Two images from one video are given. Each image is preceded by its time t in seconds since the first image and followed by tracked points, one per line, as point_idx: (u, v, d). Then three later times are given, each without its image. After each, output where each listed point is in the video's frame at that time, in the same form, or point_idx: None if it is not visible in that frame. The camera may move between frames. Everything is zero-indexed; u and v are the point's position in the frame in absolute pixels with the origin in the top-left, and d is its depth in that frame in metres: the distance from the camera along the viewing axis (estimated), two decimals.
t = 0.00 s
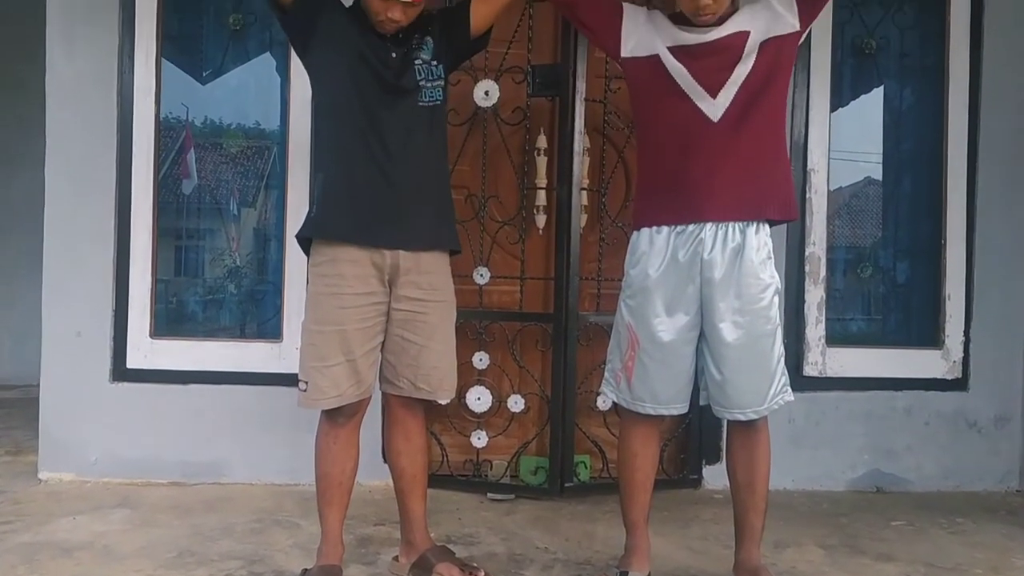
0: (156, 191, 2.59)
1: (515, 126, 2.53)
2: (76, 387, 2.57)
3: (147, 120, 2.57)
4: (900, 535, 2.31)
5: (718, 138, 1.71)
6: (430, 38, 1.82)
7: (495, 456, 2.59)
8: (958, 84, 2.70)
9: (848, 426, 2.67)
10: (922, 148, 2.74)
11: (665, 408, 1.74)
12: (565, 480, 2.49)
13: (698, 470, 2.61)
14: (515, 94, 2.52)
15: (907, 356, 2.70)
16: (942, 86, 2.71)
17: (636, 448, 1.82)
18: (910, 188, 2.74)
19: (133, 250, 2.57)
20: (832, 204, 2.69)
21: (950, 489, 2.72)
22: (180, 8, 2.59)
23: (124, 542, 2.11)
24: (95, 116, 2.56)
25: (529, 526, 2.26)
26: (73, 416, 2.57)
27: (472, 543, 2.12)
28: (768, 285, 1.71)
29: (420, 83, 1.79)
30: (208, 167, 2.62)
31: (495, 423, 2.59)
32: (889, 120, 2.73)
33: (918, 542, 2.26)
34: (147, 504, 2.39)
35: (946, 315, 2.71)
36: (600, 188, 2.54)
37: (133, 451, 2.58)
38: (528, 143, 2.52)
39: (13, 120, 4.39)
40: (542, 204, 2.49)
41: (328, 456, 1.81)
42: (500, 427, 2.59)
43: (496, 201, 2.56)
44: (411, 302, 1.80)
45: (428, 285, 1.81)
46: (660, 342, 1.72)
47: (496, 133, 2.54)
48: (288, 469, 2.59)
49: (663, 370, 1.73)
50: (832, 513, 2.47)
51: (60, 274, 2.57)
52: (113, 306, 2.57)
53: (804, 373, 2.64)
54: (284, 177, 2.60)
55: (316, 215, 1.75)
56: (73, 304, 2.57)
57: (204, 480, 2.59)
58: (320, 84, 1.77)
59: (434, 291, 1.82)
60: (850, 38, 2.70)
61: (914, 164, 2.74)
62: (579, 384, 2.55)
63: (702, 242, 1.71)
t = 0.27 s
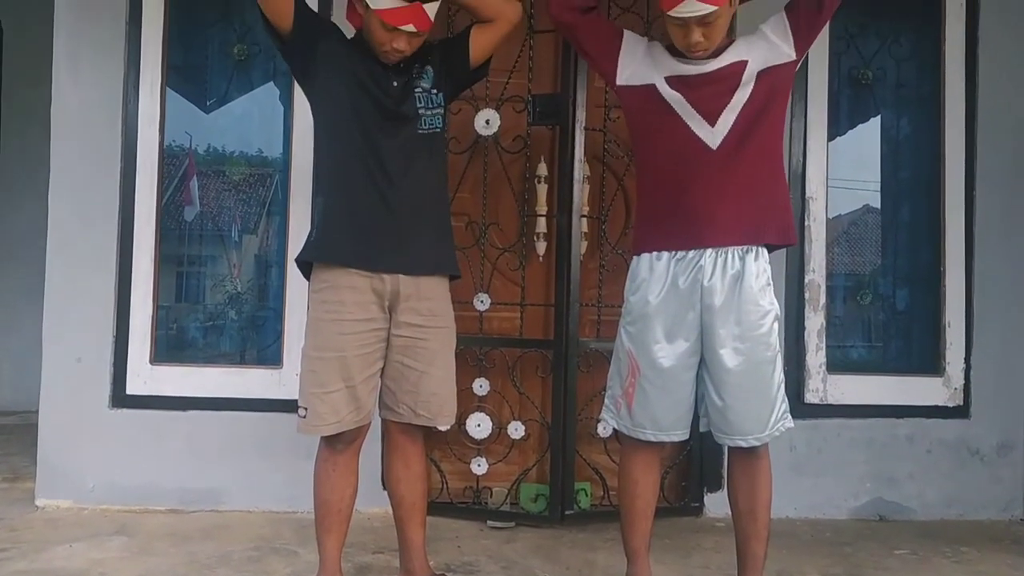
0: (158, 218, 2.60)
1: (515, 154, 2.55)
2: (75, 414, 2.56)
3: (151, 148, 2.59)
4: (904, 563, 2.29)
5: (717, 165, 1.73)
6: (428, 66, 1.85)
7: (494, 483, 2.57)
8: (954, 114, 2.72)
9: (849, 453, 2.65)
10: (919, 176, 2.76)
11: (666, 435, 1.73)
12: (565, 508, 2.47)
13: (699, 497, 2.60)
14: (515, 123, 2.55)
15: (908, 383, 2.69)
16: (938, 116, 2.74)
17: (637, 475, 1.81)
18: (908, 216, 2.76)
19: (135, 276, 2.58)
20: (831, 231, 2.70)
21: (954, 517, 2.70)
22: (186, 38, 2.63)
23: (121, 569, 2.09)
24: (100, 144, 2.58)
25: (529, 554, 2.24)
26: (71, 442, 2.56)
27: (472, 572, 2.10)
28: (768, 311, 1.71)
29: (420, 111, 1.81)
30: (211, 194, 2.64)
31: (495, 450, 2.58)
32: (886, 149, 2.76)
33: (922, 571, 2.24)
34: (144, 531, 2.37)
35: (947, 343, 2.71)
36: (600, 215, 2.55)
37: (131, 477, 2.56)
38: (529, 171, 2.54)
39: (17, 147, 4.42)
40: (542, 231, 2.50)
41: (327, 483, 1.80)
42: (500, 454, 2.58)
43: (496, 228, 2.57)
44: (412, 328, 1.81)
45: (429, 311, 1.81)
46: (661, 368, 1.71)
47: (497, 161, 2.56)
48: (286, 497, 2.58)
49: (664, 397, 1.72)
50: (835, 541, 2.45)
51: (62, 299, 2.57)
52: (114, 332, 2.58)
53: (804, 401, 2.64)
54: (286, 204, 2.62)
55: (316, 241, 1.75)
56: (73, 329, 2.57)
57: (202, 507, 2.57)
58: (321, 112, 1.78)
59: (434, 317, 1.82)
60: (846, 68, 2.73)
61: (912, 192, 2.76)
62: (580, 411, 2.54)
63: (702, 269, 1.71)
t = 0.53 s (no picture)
0: (159, 223, 2.60)
1: (516, 159, 2.55)
2: (76, 419, 2.56)
3: (152, 153, 2.60)
4: (905, 569, 2.29)
5: (715, 170, 1.73)
6: (428, 71, 1.85)
7: (495, 488, 2.57)
8: (954, 119, 2.72)
9: (850, 458, 2.65)
10: (919, 182, 2.76)
11: (666, 439, 1.73)
12: (565, 513, 2.46)
13: (700, 503, 2.59)
14: (516, 127, 2.55)
15: (909, 389, 2.69)
16: (938, 121, 2.74)
17: (637, 480, 1.81)
18: (908, 222, 2.76)
19: (135, 281, 2.58)
20: (832, 236, 2.70)
21: (955, 523, 2.70)
22: (187, 44, 2.64)
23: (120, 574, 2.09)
24: (101, 148, 2.58)
25: (529, 560, 2.24)
26: (71, 447, 2.56)
27: None
28: (767, 316, 1.71)
29: (419, 116, 1.81)
30: (212, 199, 2.64)
31: (496, 455, 2.58)
32: (886, 154, 2.76)
33: None
34: (144, 537, 2.37)
35: (947, 348, 2.70)
36: (600, 220, 2.55)
37: (131, 483, 2.56)
38: (529, 176, 2.54)
39: (19, 151, 4.42)
40: (542, 236, 2.50)
41: (327, 489, 1.80)
42: (500, 459, 2.58)
43: (496, 232, 2.57)
44: (412, 334, 1.81)
45: (429, 316, 1.81)
46: (661, 373, 1.71)
47: (497, 166, 2.56)
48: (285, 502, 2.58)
49: (664, 402, 1.72)
50: (836, 547, 2.44)
51: (63, 304, 2.57)
52: (114, 337, 2.57)
53: (805, 406, 2.63)
54: (287, 209, 2.62)
55: (318, 245, 1.75)
56: (74, 334, 2.57)
57: (201, 513, 2.57)
58: (322, 117, 1.78)
59: (434, 322, 1.82)
60: (846, 74, 2.74)
61: (912, 197, 2.76)
62: (580, 415, 2.54)
63: (702, 274, 1.71)
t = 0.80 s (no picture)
0: (160, 251, 2.61)
1: (516, 187, 2.57)
2: (73, 447, 2.55)
3: (155, 181, 2.61)
4: None
5: (713, 198, 1.74)
6: (427, 100, 1.87)
7: (494, 518, 2.55)
8: (950, 148, 2.75)
9: (852, 488, 2.64)
10: (917, 210, 2.77)
11: (667, 468, 1.72)
12: (565, 543, 2.44)
13: (701, 533, 2.57)
14: (516, 156, 2.57)
15: (909, 418, 2.68)
16: (934, 151, 2.77)
17: (639, 509, 1.79)
18: (906, 251, 2.77)
19: (135, 308, 2.58)
20: (831, 265, 2.71)
21: (958, 554, 2.67)
22: (191, 74, 2.67)
23: None
24: (103, 177, 2.60)
25: None
26: (68, 476, 2.54)
27: None
28: (766, 344, 1.71)
29: (419, 144, 1.82)
30: (213, 227, 2.65)
31: (495, 484, 2.56)
32: (883, 184, 2.78)
33: None
34: (139, 567, 2.35)
35: (947, 377, 2.70)
36: (600, 249, 2.56)
37: (128, 512, 2.55)
38: (529, 204, 2.55)
39: (23, 179, 4.45)
40: (542, 264, 2.51)
41: (326, 518, 1.79)
42: (499, 488, 2.56)
43: (496, 260, 2.58)
44: (412, 361, 1.80)
45: (429, 343, 1.81)
46: (660, 402, 1.70)
47: (497, 195, 2.58)
48: (283, 531, 2.56)
49: (664, 430, 1.71)
50: None
51: (64, 331, 2.57)
52: (114, 365, 2.57)
53: (806, 435, 2.63)
54: (288, 237, 2.64)
55: (319, 271, 1.76)
56: (73, 361, 2.56)
57: (198, 543, 2.55)
58: (324, 144, 1.80)
59: (434, 350, 1.81)
60: (842, 104, 2.77)
61: (910, 226, 2.77)
62: (581, 444, 2.53)
63: (701, 302, 1.71)
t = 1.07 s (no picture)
0: (160, 279, 2.62)
1: (515, 216, 2.58)
2: (71, 475, 2.53)
3: (157, 209, 2.63)
4: None
5: (711, 226, 1.74)
6: (423, 128, 1.88)
7: (493, 548, 2.53)
8: (946, 178, 2.77)
9: (854, 518, 2.62)
10: (915, 239, 2.78)
11: (667, 497, 1.70)
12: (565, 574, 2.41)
13: (702, 563, 2.54)
14: (516, 185, 2.59)
15: (911, 447, 2.67)
16: (931, 180, 2.78)
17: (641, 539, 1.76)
18: (905, 279, 2.77)
19: (135, 335, 2.58)
20: (830, 293, 2.72)
21: None
22: (195, 104, 2.70)
23: None
24: (106, 204, 2.62)
25: None
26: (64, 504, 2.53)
27: None
28: (766, 372, 1.71)
29: (416, 172, 1.84)
30: (214, 255, 2.66)
31: (495, 513, 2.54)
32: (880, 212, 2.79)
33: None
34: None
35: (948, 405, 2.69)
36: (599, 276, 2.57)
37: (124, 541, 2.53)
38: (529, 233, 2.57)
39: (25, 206, 4.48)
40: (542, 291, 2.52)
41: (323, 547, 1.77)
42: (499, 517, 2.54)
43: (496, 288, 2.59)
44: (412, 389, 1.80)
45: (428, 370, 1.80)
46: (660, 430, 1.69)
47: (497, 223, 2.59)
48: (280, 561, 2.54)
49: (664, 459, 1.70)
50: None
51: (63, 358, 2.56)
52: (113, 392, 2.56)
53: (808, 464, 2.62)
54: (288, 264, 2.64)
55: (318, 298, 1.77)
56: (72, 388, 2.56)
57: (194, 572, 2.53)
58: (325, 171, 1.81)
59: (433, 377, 1.81)
60: (839, 134, 2.80)
61: (908, 255, 2.78)
62: (581, 472, 2.51)
63: (700, 330, 1.71)
